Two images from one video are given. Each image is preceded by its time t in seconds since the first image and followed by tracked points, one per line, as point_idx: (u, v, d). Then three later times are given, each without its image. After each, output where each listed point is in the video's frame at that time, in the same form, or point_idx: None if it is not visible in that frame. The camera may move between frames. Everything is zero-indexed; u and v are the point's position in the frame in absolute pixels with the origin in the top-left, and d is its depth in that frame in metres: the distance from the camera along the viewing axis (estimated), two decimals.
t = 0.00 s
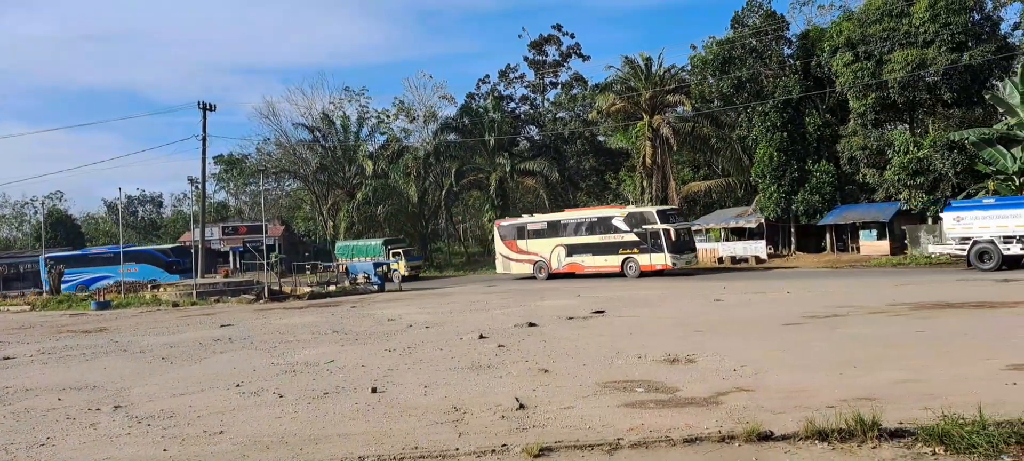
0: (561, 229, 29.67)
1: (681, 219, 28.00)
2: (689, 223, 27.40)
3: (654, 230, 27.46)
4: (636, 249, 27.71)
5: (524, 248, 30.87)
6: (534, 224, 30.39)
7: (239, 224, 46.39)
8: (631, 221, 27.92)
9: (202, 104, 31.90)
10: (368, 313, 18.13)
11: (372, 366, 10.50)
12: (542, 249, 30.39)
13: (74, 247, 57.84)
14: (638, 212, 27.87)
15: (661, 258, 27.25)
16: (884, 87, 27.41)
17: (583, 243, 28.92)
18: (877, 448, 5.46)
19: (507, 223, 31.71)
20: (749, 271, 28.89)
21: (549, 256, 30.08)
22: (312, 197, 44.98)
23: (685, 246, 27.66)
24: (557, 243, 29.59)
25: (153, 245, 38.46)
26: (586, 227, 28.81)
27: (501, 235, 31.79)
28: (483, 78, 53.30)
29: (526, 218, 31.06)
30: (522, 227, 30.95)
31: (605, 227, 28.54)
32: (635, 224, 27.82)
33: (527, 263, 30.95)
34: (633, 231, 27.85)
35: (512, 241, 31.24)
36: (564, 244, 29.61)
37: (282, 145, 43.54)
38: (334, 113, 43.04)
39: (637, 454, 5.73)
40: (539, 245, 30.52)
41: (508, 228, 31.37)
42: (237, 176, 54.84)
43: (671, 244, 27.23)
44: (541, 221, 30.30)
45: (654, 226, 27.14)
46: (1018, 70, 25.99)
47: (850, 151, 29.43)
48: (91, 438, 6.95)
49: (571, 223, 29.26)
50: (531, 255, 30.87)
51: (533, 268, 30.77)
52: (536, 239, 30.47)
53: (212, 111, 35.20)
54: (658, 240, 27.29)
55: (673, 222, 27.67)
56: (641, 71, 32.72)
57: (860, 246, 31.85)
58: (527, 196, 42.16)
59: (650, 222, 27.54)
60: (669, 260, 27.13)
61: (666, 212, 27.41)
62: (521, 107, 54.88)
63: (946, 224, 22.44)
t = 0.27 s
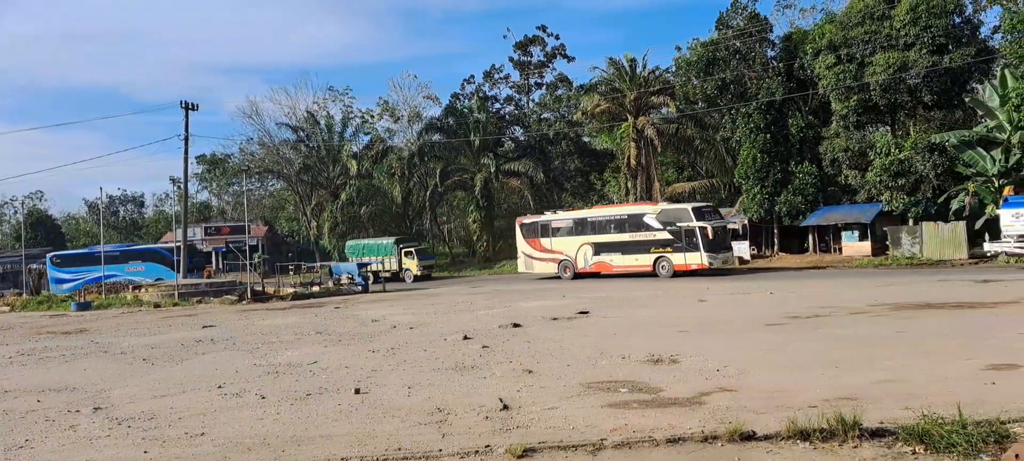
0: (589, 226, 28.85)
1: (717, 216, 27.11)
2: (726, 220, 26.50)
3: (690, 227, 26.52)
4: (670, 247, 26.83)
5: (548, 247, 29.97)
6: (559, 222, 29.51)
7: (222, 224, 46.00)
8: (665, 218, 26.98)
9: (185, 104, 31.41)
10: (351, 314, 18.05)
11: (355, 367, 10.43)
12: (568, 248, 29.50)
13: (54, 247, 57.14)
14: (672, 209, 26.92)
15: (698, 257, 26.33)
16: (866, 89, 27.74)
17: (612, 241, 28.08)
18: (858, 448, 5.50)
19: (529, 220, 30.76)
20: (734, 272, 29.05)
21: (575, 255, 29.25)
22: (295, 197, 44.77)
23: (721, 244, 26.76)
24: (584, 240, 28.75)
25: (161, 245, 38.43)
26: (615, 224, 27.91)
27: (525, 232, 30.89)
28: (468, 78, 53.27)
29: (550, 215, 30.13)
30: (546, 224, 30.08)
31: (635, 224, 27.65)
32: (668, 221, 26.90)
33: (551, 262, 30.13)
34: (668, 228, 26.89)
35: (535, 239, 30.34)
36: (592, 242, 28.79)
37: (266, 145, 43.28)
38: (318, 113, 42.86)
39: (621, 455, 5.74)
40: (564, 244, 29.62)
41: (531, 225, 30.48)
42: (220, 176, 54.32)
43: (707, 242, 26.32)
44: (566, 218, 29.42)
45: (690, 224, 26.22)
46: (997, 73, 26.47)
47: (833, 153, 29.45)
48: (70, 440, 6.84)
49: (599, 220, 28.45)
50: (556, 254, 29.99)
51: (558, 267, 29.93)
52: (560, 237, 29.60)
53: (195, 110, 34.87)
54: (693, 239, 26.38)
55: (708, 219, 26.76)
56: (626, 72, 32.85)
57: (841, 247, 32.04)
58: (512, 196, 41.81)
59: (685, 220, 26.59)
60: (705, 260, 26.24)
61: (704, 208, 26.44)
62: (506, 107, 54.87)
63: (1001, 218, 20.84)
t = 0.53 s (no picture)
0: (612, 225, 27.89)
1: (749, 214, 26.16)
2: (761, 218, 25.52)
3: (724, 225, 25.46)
4: (700, 246, 25.80)
5: (569, 245, 29.03)
6: (581, 220, 28.49)
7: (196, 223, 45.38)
8: (695, 216, 25.98)
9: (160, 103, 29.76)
10: (328, 315, 17.92)
11: (332, 368, 10.35)
12: (590, 246, 28.50)
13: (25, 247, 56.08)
14: (704, 206, 25.90)
15: (732, 255, 25.29)
16: (840, 92, 28.06)
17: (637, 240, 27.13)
18: (831, 446, 5.57)
19: (550, 218, 29.88)
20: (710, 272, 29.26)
21: (598, 254, 28.28)
22: (272, 197, 44.43)
23: (754, 243, 25.76)
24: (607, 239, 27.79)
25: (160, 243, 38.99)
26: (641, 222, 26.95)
27: (543, 230, 29.87)
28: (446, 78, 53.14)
29: (571, 213, 29.25)
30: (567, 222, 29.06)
31: (662, 222, 26.69)
32: (699, 218, 25.89)
33: (572, 261, 29.15)
34: (698, 227, 25.86)
35: (554, 237, 29.31)
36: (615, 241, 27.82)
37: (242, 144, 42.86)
38: (294, 112, 42.54)
39: (598, 455, 5.74)
40: (587, 242, 28.64)
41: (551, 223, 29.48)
42: (195, 175, 53.57)
43: (740, 240, 25.31)
44: (589, 215, 28.42)
45: (723, 220, 25.15)
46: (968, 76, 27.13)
47: (808, 154, 29.63)
48: (41, 442, 6.71)
49: (622, 217, 27.47)
50: (577, 253, 29.03)
51: (579, 266, 28.94)
52: (582, 235, 28.61)
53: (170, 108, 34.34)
54: (726, 237, 25.36)
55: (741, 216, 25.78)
56: (604, 73, 33.02)
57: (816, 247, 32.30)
58: (490, 196, 41.56)
59: (718, 217, 25.60)
60: (738, 259, 25.17)
61: (738, 206, 25.46)
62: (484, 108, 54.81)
63: None
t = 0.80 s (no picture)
0: (635, 221, 26.87)
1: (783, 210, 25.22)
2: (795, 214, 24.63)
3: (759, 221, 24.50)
4: (733, 243, 24.82)
5: (591, 243, 27.85)
6: (603, 216, 27.46)
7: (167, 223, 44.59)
8: (728, 212, 24.99)
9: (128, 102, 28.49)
10: (301, 315, 17.75)
11: (305, 369, 10.24)
12: (613, 244, 27.38)
13: None
14: (737, 201, 24.92)
15: (767, 253, 24.34)
16: (813, 94, 28.46)
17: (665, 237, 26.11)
18: (802, 445, 5.64)
19: (567, 215, 28.65)
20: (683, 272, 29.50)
21: (621, 252, 27.20)
22: (245, 196, 43.90)
23: (790, 240, 24.83)
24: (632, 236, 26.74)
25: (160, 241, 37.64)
26: (669, 219, 25.92)
27: (561, 227, 28.81)
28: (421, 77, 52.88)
29: (591, 210, 28.05)
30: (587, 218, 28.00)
31: (691, 218, 25.69)
32: (731, 214, 24.92)
33: (593, 259, 28.03)
34: (730, 223, 24.90)
35: (574, 235, 28.24)
36: (640, 238, 26.79)
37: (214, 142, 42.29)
38: (268, 110, 42.06)
39: (572, 455, 5.74)
40: (609, 239, 27.51)
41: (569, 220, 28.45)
42: (166, 174, 52.73)
43: (776, 237, 24.35)
44: (610, 211, 27.39)
45: (758, 217, 24.27)
46: (937, 80, 27.63)
47: (780, 156, 30.06)
48: (5, 446, 6.55)
49: (647, 214, 26.48)
50: (599, 250, 27.91)
51: (601, 265, 27.83)
52: (603, 232, 27.57)
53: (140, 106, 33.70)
54: (761, 234, 24.41)
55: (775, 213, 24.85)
56: (579, 74, 33.20)
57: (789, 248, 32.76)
58: (465, 196, 41.43)
59: (752, 213, 24.66)
60: (774, 257, 24.24)
61: (772, 202, 24.54)
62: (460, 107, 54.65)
63: None
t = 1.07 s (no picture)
0: (657, 218, 25.89)
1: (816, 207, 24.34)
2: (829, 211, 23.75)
3: (792, 218, 23.60)
4: (765, 241, 23.87)
5: (611, 241, 26.80)
6: (624, 214, 26.45)
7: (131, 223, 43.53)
8: (758, 209, 24.06)
9: (88, 100, 27.64)
10: (269, 316, 17.50)
11: (272, 371, 10.09)
12: (635, 242, 26.33)
13: None
14: (767, 197, 24.00)
15: (800, 251, 23.43)
16: (779, 96, 28.94)
17: (690, 235, 25.13)
18: (768, 444, 5.70)
19: (584, 212, 27.55)
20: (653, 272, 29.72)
21: (643, 251, 26.17)
22: (211, 196, 43.16)
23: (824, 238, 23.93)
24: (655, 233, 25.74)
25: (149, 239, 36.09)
26: (695, 216, 24.94)
27: (577, 226, 27.78)
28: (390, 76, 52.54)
29: (609, 207, 27.01)
30: (605, 216, 26.98)
31: (718, 215, 24.74)
32: (762, 211, 23.99)
33: (613, 258, 26.98)
34: (761, 220, 23.97)
35: (592, 233, 27.20)
36: (663, 236, 25.79)
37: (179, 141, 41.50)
38: (235, 109, 41.40)
39: (541, 456, 5.74)
40: (630, 238, 26.46)
41: (585, 218, 27.43)
42: (130, 174, 51.68)
43: (811, 235, 23.44)
44: (631, 208, 26.40)
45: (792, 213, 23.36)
46: (901, 82, 28.12)
47: (748, 158, 30.52)
48: None
49: (671, 210, 25.50)
50: (619, 249, 26.88)
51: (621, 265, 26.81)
52: (623, 230, 26.53)
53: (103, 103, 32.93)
54: (795, 231, 23.53)
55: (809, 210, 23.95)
56: (549, 75, 33.39)
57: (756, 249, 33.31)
58: (435, 197, 41.28)
59: (784, 210, 23.74)
60: (809, 256, 23.36)
61: (805, 198, 23.68)
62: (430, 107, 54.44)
63: None
